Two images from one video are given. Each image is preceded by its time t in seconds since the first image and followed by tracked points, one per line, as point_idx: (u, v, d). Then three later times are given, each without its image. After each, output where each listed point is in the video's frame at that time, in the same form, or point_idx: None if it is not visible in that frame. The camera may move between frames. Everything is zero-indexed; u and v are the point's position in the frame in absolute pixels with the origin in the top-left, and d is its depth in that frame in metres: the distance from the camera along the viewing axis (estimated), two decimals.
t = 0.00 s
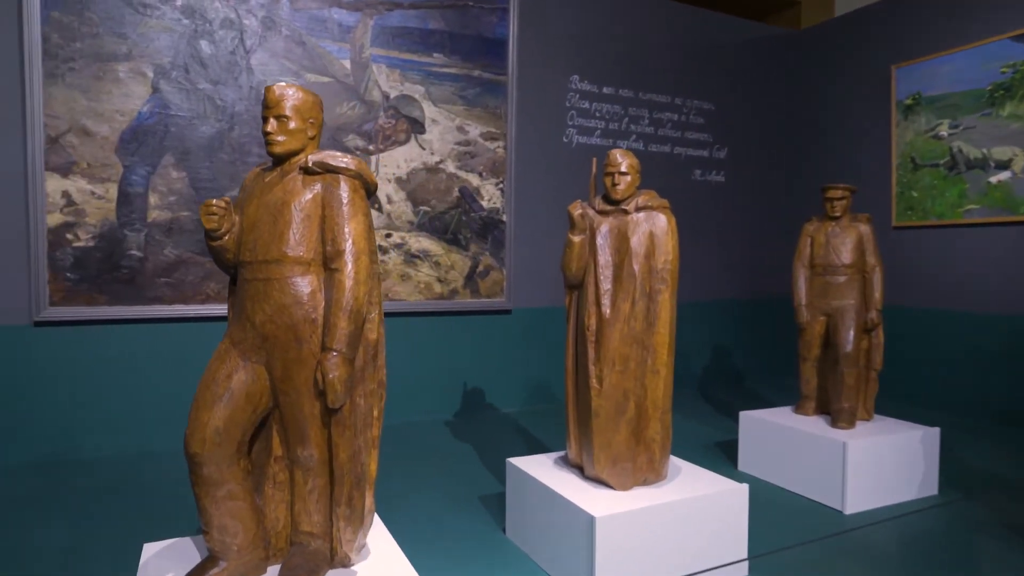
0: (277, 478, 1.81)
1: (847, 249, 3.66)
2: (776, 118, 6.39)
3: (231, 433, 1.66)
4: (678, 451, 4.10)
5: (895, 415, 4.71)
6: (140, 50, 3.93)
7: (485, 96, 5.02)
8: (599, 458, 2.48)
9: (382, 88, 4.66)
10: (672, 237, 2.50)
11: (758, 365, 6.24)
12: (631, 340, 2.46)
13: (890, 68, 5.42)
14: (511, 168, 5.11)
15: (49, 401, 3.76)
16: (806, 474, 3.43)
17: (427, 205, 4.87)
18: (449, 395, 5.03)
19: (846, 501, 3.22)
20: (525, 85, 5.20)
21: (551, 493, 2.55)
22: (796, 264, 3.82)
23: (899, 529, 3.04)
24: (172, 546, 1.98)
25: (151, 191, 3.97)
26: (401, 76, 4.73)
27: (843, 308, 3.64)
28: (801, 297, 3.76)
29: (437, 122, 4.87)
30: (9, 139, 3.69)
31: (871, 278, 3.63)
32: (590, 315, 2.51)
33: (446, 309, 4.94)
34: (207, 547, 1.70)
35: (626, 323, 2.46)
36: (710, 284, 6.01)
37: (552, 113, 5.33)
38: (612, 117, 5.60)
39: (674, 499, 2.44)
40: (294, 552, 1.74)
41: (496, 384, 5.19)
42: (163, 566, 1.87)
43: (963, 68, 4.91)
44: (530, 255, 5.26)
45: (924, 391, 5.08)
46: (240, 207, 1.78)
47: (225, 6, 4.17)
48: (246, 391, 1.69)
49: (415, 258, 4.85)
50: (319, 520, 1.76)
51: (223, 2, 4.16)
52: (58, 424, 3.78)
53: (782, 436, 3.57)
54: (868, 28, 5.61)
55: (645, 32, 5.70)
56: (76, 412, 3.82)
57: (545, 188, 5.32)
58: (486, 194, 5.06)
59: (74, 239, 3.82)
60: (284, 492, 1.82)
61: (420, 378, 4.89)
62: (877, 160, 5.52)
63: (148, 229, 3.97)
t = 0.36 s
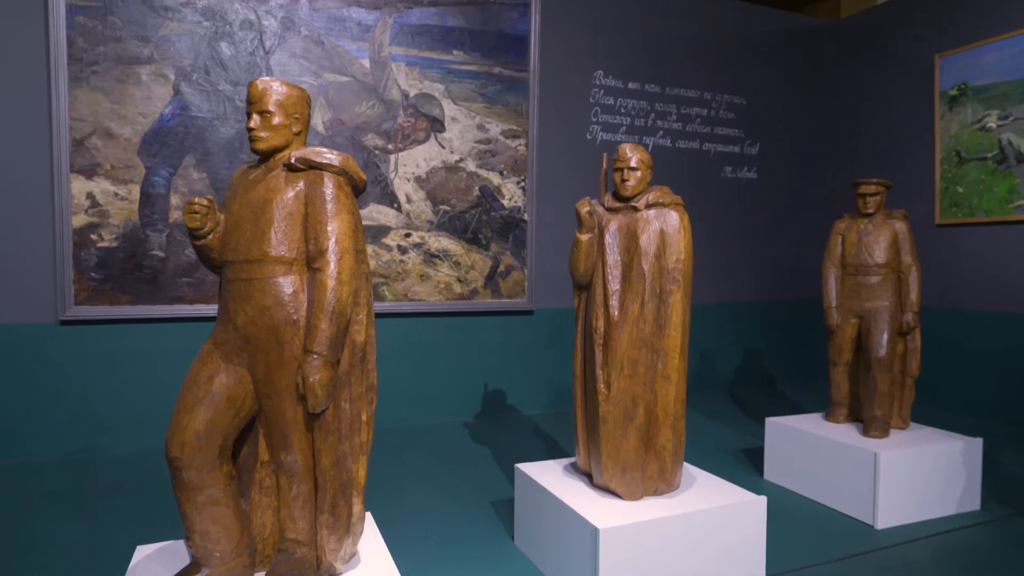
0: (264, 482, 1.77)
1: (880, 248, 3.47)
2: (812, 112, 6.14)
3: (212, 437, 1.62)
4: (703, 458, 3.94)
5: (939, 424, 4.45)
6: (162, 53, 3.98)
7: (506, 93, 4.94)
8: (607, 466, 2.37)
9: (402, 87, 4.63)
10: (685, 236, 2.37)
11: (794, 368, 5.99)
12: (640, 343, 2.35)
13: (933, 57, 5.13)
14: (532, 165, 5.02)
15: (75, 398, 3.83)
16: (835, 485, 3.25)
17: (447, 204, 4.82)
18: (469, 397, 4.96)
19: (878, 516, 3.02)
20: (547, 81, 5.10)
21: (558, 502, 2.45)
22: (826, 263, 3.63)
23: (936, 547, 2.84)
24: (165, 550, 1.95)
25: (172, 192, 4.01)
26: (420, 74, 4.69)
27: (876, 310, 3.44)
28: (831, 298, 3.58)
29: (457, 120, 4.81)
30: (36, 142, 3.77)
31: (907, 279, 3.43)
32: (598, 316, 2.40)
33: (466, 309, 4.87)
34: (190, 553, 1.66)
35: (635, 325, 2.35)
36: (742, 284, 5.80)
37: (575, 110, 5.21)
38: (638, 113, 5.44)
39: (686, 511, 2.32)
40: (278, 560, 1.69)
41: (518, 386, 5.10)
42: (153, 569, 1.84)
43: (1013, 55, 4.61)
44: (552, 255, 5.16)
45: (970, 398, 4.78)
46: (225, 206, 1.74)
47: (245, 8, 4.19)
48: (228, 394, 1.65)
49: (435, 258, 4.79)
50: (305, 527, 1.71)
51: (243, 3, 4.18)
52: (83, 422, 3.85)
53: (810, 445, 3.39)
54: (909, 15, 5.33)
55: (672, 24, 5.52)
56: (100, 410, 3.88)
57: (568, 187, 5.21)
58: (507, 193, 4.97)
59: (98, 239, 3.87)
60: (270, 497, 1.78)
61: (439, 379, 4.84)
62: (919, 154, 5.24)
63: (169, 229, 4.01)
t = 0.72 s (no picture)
0: (242, 489, 1.71)
1: (908, 248, 3.30)
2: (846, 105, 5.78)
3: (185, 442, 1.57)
4: (720, 465, 3.80)
5: (974, 434, 4.22)
6: (174, 53, 3.99)
7: (520, 91, 4.84)
8: (608, 475, 2.27)
9: (414, 85, 4.58)
10: (691, 235, 2.27)
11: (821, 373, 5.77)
12: (643, 347, 2.25)
13: (971, 47, 4.89)
14: (548, 163, 4.91)
15: (88, 398, 3.86)
16: (857, 497, 3.09)
17: (460, 204, 4.75)
18: (483, 399, 4.89)
19: (903, 531, 2.86)
20: (565, 77, 4.98)
21: (557, 512, 2.35)
22: (849, 262, 3.47)
23: (966, 567, 2.66)
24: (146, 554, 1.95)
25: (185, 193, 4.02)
26: (432, 72, 4.63)
27: (904, 314, 3.27)
28: (855, 300, 3.41)
29: (471, 118, 4.74)
30: (50, 143, 3.81)
31: (937, 279, 3.26)
32: (600, 319, 2.30)
33: (479, 310, 4.80)
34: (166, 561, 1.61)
35: (638, 329, 2.24)
36: (769, 285, 5.57)
37: (593, 107, 5.05)
38: (658, 109, 5.22)
39: (690, 523, 2.20)
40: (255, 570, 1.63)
41: (533, 388, 5.01)
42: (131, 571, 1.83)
43: None
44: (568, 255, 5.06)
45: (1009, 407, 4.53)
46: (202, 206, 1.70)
47: (256, 7, 4.18)
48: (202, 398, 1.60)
49: (447, 258, 4.73)
50: (283, 538, 1.65)
51: (255, 3, 4.18)
52: (97, 421, 3.89)
53: (832, 455, 3.23)
54: (945, 4, 5.08)
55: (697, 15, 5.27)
56: (113, 409, 3.91)
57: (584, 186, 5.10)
58: (521, 192, 4.88)
59: (111, 240, 3.90)
60: (250, 505, 1.71)
61: (451, 380, 4.77)
62: (955, 149, 5.00)
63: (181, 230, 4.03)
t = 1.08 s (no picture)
0: (217, 499, 1.64)
1: (935, 248, 3.13)
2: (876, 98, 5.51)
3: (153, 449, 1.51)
4: (736, 474, 3.65)
5: (1010, 444, 4.00)
6: (182, 53, 3.99)
7: (532, 88, 4.72)
8: (609, 486, 2.16)
9: (422, 83, 4.51)
10: (696, 234, 2.15)
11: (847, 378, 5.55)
12: (645, 352, 2.14)
13: (1006, 38, 4.65)
14: (560, 163, 4.79)
15: (97, 398, 3.87)
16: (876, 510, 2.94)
17: (470, 203, 4.65)
18: (493, 403, 4.80)
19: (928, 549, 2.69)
20: (580, 74, 4.84)
21: (556, 524, 2.25)
22: (872, 263, 3.31)
23: None
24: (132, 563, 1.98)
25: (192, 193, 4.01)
26: (442, 70, 4.55)
27: (929, 318, 3.11)
28: (878, 302, 3.25)
29: (481, 116, 4.64)
30: (60, 144, 3.83)
31: (965, 281, 3.10)
32: (600, 322, 2.20)
33: (489, 312, 4.70)
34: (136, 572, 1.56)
35: (639, 333, 2.14)
36: (792, 286, 5.37)
37: (608, 105, 4.91)
38: (675, 106, 5.04)
39: (695, 540, 2.08)
40: None
41: (545, 391, 4.90)
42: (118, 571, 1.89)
43: None
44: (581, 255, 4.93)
45: None
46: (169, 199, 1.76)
47: (263, 6, 4.16)
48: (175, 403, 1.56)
49: (457, 259, 4.64)
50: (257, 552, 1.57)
51: (262, 1, 4.15)
52: (105, 422, 3.89)
53: (852, 465, 3.08)
54: None
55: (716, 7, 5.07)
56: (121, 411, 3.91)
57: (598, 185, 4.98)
58: (532, 191, 4.77)
59: (119, 240, 3.90)
60: (225, 515, 1.65)
61: (461, 383, 4.69)
62: (989, 145, 4.76)
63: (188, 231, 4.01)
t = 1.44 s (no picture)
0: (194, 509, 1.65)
1: (965, 250, 2.97)
2: (908, 93, 5.28)
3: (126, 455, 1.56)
4: (755, 484, 3.51)
5: None
6: (192, 53, 4.01)
7: (546, 85, 4.62)
8: (612, 502, 2.08)
9: (434, 82, 4.44)
10: (704, 237, 2.06)
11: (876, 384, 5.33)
12: (649, 362, 2.05)
13: None
14: (575, 161, 4.68)
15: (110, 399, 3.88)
16: (900, 524, 2.80)
17: (482, 204, 4.56)
18: (507, 406, 4.70)
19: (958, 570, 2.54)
20: (596, 71, 4.72)
21: (558, 540, 2.16)
22: (897, 265, 3.15)
23: None
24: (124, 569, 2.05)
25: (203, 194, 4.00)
26: (454, 68, 4.47)
27: (960, 323, 2.95)
28: (904, 306, 3.09)
29: (494, 114, 4.55)
30: (73, 146, 3.85)
31: (997, 285, 2.94)
32: (603, 330, 2.11)
33: (502, 314, 4.61)
34: None
35: (643, 341, 2.05)
36: (818, 287, 5.18)
37: (625, 102, 4.78)
38: (694, 102, 4.89)
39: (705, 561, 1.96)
40: None
41: (559, 395, 4.80)
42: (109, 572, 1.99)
43: None
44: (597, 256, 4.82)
45: None
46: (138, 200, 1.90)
47: (274, 6, 4.14)
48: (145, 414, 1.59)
49: (469, 260, 4.56)
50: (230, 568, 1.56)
51: (272, 1, 4.13)
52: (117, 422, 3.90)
53: (876, 477, 2.93)
54: None
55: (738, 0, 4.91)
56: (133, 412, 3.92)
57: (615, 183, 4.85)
58: (546, 191, 4.66)
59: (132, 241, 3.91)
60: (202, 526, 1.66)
61: (473, 387, 4.61)
62: None
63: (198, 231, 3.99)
